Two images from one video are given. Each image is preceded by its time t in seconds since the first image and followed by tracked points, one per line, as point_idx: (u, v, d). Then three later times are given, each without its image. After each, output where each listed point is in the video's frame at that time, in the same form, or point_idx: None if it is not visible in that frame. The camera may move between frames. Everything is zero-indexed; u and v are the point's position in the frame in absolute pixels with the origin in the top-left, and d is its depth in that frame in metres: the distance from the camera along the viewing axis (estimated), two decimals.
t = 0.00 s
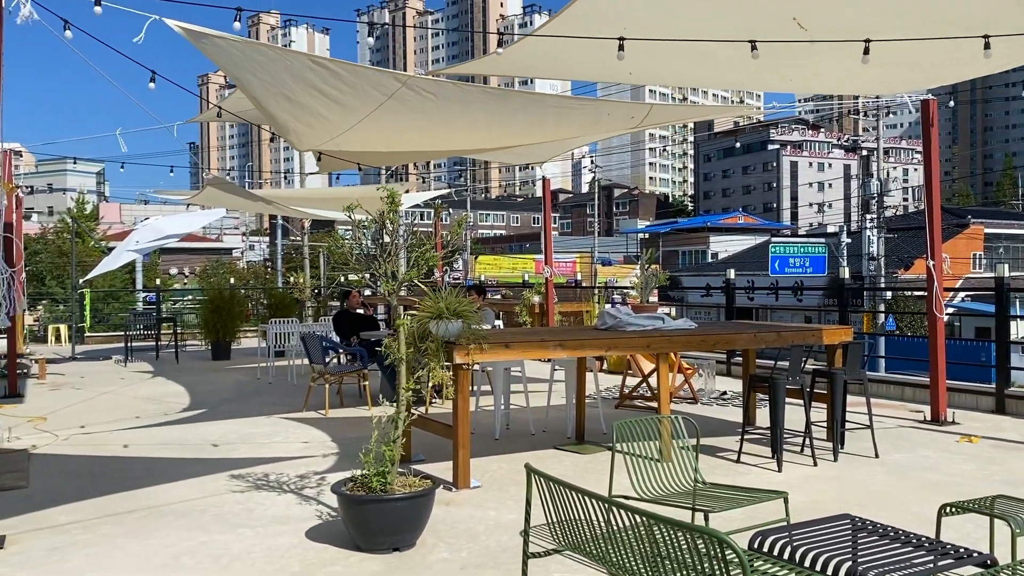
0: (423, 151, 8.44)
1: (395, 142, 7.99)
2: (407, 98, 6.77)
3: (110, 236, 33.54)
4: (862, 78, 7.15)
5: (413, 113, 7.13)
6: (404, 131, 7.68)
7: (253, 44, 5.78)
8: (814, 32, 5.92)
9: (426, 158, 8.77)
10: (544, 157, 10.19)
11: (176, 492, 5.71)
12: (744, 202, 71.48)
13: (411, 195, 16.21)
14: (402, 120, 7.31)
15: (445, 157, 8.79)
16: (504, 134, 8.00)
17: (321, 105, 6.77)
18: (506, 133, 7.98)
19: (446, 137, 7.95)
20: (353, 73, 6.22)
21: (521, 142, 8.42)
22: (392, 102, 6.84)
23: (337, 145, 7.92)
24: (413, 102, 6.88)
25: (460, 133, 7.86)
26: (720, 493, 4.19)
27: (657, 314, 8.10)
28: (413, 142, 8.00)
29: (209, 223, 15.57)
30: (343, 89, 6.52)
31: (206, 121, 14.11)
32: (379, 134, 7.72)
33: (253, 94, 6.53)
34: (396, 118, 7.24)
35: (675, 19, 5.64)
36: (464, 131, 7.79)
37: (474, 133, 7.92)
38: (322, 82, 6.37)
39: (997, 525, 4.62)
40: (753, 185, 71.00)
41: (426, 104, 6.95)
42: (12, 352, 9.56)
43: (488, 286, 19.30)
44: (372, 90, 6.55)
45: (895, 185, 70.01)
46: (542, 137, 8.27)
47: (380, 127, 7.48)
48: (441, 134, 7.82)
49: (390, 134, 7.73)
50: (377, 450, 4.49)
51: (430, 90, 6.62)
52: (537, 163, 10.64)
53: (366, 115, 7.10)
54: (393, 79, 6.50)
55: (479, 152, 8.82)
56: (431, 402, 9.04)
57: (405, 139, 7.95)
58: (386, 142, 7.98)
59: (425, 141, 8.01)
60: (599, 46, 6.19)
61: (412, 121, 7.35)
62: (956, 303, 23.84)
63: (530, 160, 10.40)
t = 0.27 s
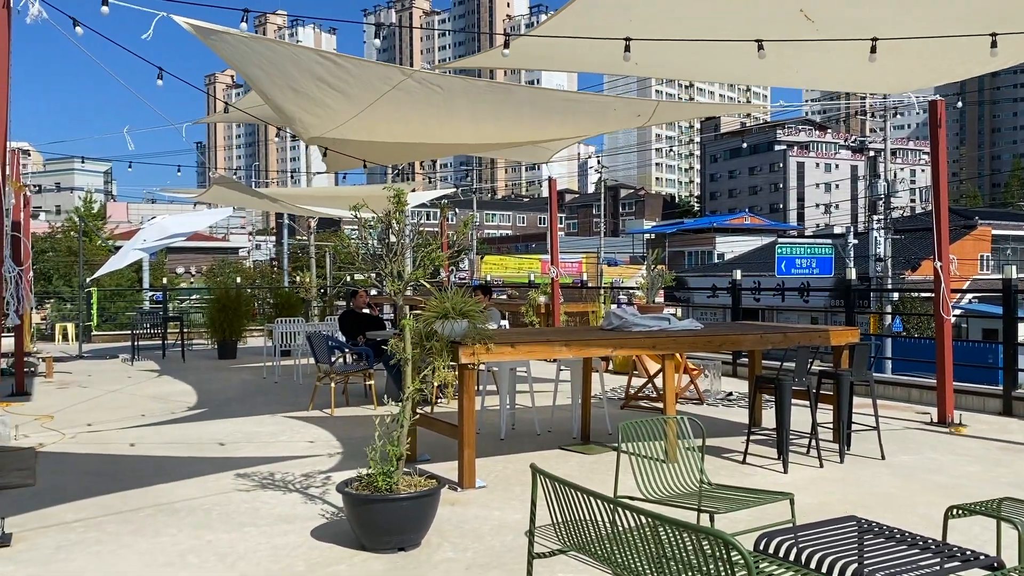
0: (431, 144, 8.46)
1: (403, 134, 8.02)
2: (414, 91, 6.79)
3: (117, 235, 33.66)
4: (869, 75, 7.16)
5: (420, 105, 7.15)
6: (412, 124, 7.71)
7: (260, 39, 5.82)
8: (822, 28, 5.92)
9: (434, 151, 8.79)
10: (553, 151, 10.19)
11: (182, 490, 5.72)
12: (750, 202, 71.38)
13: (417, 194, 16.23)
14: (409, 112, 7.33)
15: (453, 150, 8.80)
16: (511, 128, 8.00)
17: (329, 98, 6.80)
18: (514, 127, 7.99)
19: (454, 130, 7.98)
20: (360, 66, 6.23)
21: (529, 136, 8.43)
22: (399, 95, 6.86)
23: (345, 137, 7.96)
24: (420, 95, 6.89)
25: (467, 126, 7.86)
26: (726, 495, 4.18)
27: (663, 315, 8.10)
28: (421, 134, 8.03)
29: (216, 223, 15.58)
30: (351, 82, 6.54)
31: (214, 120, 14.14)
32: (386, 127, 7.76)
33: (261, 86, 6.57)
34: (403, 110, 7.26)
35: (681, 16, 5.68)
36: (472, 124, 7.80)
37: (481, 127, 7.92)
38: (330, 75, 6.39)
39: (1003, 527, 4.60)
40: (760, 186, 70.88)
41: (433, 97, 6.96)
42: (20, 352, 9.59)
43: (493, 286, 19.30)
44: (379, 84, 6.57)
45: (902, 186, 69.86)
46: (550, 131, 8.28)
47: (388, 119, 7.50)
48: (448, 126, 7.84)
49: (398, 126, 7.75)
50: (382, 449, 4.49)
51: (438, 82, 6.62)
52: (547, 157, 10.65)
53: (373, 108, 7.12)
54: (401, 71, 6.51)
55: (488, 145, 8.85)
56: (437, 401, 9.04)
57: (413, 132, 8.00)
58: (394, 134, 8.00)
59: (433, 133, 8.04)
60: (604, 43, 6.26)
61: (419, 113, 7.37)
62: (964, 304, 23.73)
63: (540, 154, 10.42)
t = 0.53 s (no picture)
0: (434, 138, 8.47)
1: (406, 128, 8.03)
2: (417, 85, 6.82)
3: (121, 234, 33.72)
4: (872, 75, 7.16)
5: (423, 99, 7.17)
6: (415, 118, 7.73)
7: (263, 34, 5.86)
8: (826, 27, 5.91)
9: (438, 146, 8.81)
10: (558, 147, 10.20)
11: (184, 490, 5.72)
12: (753, 203, 71.37)
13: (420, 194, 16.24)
14: (412, 106, 7.35)
15: (457, 144, 8.82)
16: (514, 123, 8.02)
17: (332, 92, 6.82)
18: (518, 121, 7.99)
19: (458, 123, 7.99)
20: (362, 60, 6.24)
21: (533, 131, 8.43)
22: (402, 89, 6.87)
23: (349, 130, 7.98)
24: (422, 89, 6.92)
25: (470, 121, 7.88)
26: (728, 496, 4.17)
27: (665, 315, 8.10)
28: (425, 128, 8.05)
29: (218, 222, 15.59)
30: (353, 77, 6.56)
31: (217, 120, 14.14)
32: (390, 121, 7.78)
33: (263, 81, 6.60)
34: (406, 104, 7.28)
35: (685, 16, 5.69)
36: (476, 117, 7.81)
37: (484, 121, 7.94)
38: (332, 70, 6.41)
39: (1006, 530, 4.59)
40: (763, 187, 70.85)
41: (435, 91, 6.99)
42: (22, 350, 9.60)
43: (496, 286, 19.31)
44: (382, 78, 6.59)
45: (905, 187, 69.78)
46: (554, 126, 8.28)
47: (391, 113, 7.52)
48: (452, 120, 7.86)
49: (401, 120, 7.76)
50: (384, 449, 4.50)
51: (440, 76, 6.62)
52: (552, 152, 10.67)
53: (377, 101, 7.14)
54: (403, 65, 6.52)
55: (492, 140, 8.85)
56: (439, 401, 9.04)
57: (416, 126, 8.01)
58: (397, 129, 8.03)
59: (437, 127, 8.06)
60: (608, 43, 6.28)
61: (423, 107, 7.38)
62: (967, 306, 23.70)
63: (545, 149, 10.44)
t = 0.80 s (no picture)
0: (433, 135, 8.48)
1: (407, 125, 8.03)
2: (416, 83, 6.83)
3: (120, 233, 33.72)
4: (874, 77, 7.16)
5: (423, 98, 7.19)
6: (416, 115, 7.73)
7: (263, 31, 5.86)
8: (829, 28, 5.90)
9: (437, 142, 8.81)
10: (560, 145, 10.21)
11: (182, 490, 5.71)
12: (752, 205, 71.45)
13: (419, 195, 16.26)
14: (412, 104, 7.36)
15: (456, 141, 8.83)
16: (514, 121, 8.06)
17: (332, 88, 6.82)
18: (519, 119, 7.99)
19: (459, 121, 7.99)
20: (361, 58, 6.23)
21: (535, 129, 8.42)
22: (402, 86, 6.87)
23: (350, 127, 7.98)
24: (422, 87, 6.92)
25: (470, 118, 7.91)
26: (727, 497, 4.17)
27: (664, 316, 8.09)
28: (426, 124, 8.04)
29: (217, 221, 15.55)
30: (353, 73, 6.56)
31: (217, 119, 14.12)
32: (391, 117, 7.78)
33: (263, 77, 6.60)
34: (406, 101, 7.29)
35: (687, 17, 5.69)
36: (477, 114, 7.80)
37: (484, 119, 7.97)
38: (331, 66, 6.41)
39: (1006, 532, 4.59)
40: (762, 188, 70.91)
41: (434, 89, 7.00)
42: (20, 350, 9.58)
43: (495, 287, 19.33)
44: (382, 75, 6.59)
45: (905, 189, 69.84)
46: (555, 124, 8.28)
47: (390, 109, 7.52)
48: (453, 117, 7.85)
49: (400, 117, 7.78)
50: (383, 450, 4.49)
51: (440, 73, 6.62)
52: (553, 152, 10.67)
53: (376, 97, 7.14)
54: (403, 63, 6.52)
55: (493, 138, 8.85)
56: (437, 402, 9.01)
57: (417, 123, 8.01)
58: (398, 125, 8.03)
59: (438, 124, 8.06)
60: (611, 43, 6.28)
61: (423, 104, 7.38)
62: (965, 308, 23.75)
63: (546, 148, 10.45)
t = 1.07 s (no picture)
0: (430, 134, 8.48)
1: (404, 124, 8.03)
2: (414, 85, 6.83)
3: (117, 233, 33.64)
4: (872, 78, 7.17)
5: (420, 98, 7.20)
6: (414, 114, 7.72)
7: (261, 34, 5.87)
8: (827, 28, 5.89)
9: (434, 141, 8.81)
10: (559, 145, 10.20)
11: (178, 490, 5.69)
12: (749, 206, 71.54)
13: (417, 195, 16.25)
14: (409, 104, 7.37)
15: (454, 141, 8.83)
16: (511, 121, 8.08)
17: (329, 89, 6.81)
18: (517, 118, 7.99)
19: (457, 120, 7.98)
20: (358, 60, 6.23)
21: (533, 128, 8.42)
22: (399, 87, 6.86)
23: (347, 126, 7.97)
24: (420, 89, 6.93)
25: (467, 119, 7.93)
26: (725, 498, 4.17)
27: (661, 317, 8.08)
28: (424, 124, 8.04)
29: (214, 221, 15.52)
30: (349, 75, 6.55)
31: (215, 119, 14.10)
32: (389, 117, 7.77)
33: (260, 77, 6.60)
34: (403, 102, 7.30)
35: (685, 18, 5.67)
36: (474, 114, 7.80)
37: (482, 119, 7.98)
38: (328, 68, 6.40)
39: (1002, 533, 4.59)
40: (759, 190, 71.00)
41: (432, 91, 7.01)
42: (16, 349, 9.55)
43: (493, 287, 19.34)
44: (379, 77, 6.58)
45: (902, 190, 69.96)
46: (553, 125, 8.28)
47: (387, 109, 7.52)
48: (450, 117, 7.85)
49: (397, 117, 7.78)
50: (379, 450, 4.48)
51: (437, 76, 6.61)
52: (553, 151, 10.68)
53: (373, 98, 7.14)
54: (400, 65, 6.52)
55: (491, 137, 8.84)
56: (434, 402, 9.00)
57: (415, 123, 8.01)
58: (396, 125, 8.02)
59: (435, 124, 8.06)
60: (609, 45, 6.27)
61: (420, 104, 7.38)
62: (962, 309, 23.79)
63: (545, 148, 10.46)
